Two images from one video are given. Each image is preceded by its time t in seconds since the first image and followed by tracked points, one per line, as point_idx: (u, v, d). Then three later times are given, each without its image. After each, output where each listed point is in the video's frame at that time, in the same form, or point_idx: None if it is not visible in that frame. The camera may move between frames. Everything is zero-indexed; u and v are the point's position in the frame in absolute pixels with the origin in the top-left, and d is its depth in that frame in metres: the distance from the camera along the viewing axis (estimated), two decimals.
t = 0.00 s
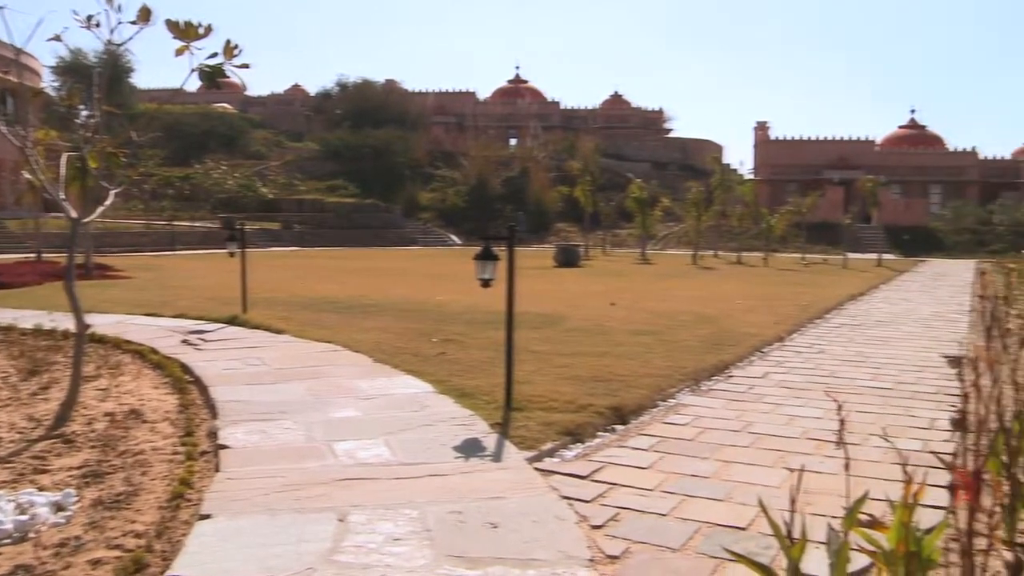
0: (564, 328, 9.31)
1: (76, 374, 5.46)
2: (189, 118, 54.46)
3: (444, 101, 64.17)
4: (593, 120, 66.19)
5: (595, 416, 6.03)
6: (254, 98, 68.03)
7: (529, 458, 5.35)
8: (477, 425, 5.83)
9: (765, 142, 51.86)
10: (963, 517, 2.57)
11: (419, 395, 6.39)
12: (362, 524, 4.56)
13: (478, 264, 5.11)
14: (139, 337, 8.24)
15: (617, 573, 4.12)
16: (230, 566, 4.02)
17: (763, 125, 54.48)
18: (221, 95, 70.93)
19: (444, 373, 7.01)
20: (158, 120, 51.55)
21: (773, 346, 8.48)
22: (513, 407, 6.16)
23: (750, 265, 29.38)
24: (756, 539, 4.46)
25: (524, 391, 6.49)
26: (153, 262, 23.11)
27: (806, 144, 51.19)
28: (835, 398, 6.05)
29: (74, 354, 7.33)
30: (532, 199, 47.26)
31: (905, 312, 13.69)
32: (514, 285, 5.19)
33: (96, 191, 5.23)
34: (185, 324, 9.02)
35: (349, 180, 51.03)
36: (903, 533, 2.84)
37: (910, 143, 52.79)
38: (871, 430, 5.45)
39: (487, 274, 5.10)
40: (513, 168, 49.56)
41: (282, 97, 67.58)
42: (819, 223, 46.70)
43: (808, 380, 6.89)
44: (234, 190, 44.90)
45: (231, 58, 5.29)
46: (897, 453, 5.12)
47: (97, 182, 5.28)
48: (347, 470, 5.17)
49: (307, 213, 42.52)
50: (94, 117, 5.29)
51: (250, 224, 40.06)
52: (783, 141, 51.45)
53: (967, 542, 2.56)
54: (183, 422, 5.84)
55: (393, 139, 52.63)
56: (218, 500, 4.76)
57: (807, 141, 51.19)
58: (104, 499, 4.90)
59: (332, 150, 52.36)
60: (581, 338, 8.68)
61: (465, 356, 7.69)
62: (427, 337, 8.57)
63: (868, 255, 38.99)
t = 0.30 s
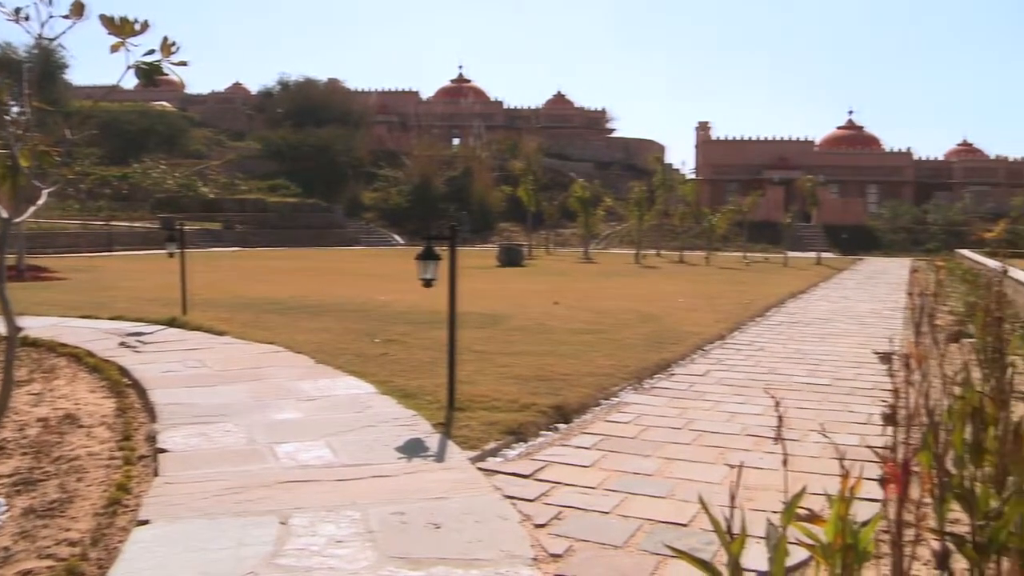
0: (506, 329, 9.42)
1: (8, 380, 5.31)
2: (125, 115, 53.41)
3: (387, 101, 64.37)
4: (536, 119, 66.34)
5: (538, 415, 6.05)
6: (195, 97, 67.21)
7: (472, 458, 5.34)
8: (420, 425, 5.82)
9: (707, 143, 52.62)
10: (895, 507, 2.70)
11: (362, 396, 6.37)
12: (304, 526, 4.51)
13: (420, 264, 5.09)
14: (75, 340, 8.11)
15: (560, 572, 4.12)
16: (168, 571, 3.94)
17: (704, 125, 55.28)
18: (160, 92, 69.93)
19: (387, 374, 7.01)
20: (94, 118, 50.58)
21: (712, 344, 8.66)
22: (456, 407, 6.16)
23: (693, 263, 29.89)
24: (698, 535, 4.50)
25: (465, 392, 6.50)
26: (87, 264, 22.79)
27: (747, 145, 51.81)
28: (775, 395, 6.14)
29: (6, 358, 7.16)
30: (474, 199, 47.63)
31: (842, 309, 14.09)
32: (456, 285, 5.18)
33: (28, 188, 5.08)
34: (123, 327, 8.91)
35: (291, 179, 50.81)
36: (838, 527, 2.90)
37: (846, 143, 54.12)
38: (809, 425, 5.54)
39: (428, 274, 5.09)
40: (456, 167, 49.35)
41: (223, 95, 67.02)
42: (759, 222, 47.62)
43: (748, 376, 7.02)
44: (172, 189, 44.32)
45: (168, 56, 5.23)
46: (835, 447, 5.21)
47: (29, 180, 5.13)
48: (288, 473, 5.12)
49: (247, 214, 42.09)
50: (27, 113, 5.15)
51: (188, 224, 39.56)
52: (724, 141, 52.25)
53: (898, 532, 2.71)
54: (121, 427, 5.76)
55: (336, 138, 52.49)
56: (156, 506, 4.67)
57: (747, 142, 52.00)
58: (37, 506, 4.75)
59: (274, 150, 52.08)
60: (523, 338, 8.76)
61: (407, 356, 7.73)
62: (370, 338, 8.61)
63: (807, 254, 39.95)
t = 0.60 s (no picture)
0: (449, 329, 9.57)
1: None
2: (61, 112, 52.21)
3: (331, 100, 64.28)
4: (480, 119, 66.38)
5: (481, 415, 6.06)
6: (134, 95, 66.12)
7: (415, 458, 5.32)
8: (363, 426, 5.79)
9: (650, 142, 53.18)
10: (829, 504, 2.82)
11: (304, 397, 6.36)
12: (246, 530, 4.42)
13: (362, 264, 5.08)
14: (7, 343, 7.97)
15: (504, 572, 4.10)
16: None
17: (647, 125, 55.87)
18: (98, 90, 68.70)
19: (329, 375, 7.02)
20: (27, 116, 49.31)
21: (655, 344, 8.82)
22: (400, 408, 6.15)
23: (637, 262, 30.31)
24: (640, 532, 4.52)
25: (408, 392, 6.51)
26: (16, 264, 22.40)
27: (686, 145, 52.50)
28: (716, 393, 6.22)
29: None
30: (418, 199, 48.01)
31: (782, 306, 14.44)
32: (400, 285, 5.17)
33: None
34: (58, 330, 8.78)
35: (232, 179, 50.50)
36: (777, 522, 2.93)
37: (786, 143, 55.16)
38: (749, 422, 5.64)
39: (370, 274, 5.08)
40: (399, 168, 50.04)
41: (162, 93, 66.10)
42: (701, 221, 48.21)
43: (691, 374, 7.13)
44: (110, 188, 43.55)
45: (104, 52, 5.08)
46: (775, 443, 5.29)
47: None
48: (229, 477, 5.04)
49: (186, 214, 41.68)
50: None
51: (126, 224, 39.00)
52: (666, 141, 52.82)
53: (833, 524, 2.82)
54: (56, 431, 5.65)
55: (279, 137, 52.12)
56: (92, 512, 4.55)
57: (689, 142, 52.57)
58: None
59: (215, 149, 51.51)
60: (467, 339, 8.84)
61: (349, 357, 7.78)
62: (313, 339, 8.67)
63: (749, 253, 40.75)
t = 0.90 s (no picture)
0: (399, 330, 9.70)
1: None
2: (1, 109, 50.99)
3: (279, 100, 63.97)
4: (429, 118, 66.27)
5: (431, 415, 6.08)
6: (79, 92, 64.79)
7: (364, 459, 5.30)
8: (311, 427, 5.77)
9: (598, 142, 53.29)
10: (769, 501, 2.84)
11: (252, 399, 6.33)
12: (193, 534, 4.34)
13: (310, 264, 5.09)
14: None
15: (454, 572, 4.07)
16: None
17: (596, 125, 56.26)
18: (39, 87, 67.33)
19: (278, 376, 7.02)
20: None
21: (604, 344, 8.94)
22: (348, 409, 6.14)
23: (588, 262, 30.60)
24: (590, 530, 4.52)
25: (358, 393, 6.51)
26: None
27: (634, 145, 52.98)
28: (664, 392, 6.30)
29: None
30: (367, 198, 48.16)
31: (731, 304, 14.73)
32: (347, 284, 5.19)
33: None
34: None
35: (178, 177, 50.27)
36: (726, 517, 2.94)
37: (732, 143, 55.83)
38: (697, 420, 5.71)
39: (318, 274, 5.08)
40: (348, 167, 50.29)
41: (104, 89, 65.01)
42: (650, 221, 48.25)
43: (640, 374, 7.22)
44: (52, 188, 42.77)
45: (42, 46, 5.03)
46: (722, 440, 5.36)
47: None
48: (175, 480, 4.96)
49: (131, 214, 41.25)
50: None
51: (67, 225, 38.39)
52: (614, 141, 53.23)
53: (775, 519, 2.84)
54: None
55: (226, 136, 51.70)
56: (31, 520, 4.43)
57: (638, 141, 52.87)
58: None
59: (162, 148, 50.93)
60: (416, 341, 8.88)
61: (298, 358, 7.81)
62: (262, 339, 8.73)
63: (697, 252, 41.32)
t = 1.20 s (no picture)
0: (354, 330, 9.78)
1: None
2: None
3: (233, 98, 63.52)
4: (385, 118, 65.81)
5: (387, 416, 6.09)
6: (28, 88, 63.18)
7: (319, 460, 5.27)
8: (266, 429, 5.74)
9: (555, 142, 53.33)
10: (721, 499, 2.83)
11: (205, 401, 6.31)
12: (144, 539, 4.23)
13: (264, 264, 5.16)
14: None
15: (410, 572, 4.02)
16: None
17: (552, 125, 56.34)
18: None
19: (233, 378, 7.01)
20: None
21: (560, 345, 9.04)
22: (303, 410, 6.14)
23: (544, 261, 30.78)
24: (545, 530, 4.50)
25: (313, 394, 6.53)
26: None
27: (590, 145, 53.21)
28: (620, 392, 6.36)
29: None
30: (323, 198, 48.60)
31: (686, 303, 14.97)
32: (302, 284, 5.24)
33: None
34: None
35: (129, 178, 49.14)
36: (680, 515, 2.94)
37: (688, 143, 56.21)
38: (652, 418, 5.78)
39: (272, 274, 5.15)
40: (303, 167, 50.11)
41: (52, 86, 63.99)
42: (607, 221, 48.38)
43: (596, 374, 7.34)
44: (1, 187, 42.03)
45: None
46: (677, 438, 5.41)
47: None
48: (127, 484, 4.86)
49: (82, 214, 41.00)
50: None
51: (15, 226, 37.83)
52: (570, 141, 53.36)
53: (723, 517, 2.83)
54: None
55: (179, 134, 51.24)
56: None
57: (595, 142, 53.01)
58: None
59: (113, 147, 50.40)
60: (372, 342, 8.91)
61: (254, 359, 7.83)
62: (216, 341, 8.72)
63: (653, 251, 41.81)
